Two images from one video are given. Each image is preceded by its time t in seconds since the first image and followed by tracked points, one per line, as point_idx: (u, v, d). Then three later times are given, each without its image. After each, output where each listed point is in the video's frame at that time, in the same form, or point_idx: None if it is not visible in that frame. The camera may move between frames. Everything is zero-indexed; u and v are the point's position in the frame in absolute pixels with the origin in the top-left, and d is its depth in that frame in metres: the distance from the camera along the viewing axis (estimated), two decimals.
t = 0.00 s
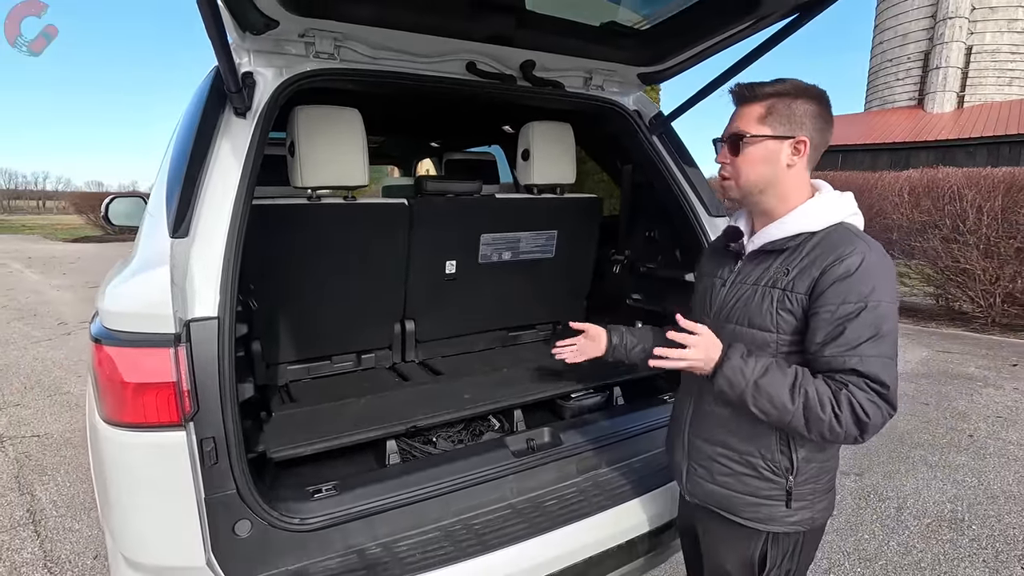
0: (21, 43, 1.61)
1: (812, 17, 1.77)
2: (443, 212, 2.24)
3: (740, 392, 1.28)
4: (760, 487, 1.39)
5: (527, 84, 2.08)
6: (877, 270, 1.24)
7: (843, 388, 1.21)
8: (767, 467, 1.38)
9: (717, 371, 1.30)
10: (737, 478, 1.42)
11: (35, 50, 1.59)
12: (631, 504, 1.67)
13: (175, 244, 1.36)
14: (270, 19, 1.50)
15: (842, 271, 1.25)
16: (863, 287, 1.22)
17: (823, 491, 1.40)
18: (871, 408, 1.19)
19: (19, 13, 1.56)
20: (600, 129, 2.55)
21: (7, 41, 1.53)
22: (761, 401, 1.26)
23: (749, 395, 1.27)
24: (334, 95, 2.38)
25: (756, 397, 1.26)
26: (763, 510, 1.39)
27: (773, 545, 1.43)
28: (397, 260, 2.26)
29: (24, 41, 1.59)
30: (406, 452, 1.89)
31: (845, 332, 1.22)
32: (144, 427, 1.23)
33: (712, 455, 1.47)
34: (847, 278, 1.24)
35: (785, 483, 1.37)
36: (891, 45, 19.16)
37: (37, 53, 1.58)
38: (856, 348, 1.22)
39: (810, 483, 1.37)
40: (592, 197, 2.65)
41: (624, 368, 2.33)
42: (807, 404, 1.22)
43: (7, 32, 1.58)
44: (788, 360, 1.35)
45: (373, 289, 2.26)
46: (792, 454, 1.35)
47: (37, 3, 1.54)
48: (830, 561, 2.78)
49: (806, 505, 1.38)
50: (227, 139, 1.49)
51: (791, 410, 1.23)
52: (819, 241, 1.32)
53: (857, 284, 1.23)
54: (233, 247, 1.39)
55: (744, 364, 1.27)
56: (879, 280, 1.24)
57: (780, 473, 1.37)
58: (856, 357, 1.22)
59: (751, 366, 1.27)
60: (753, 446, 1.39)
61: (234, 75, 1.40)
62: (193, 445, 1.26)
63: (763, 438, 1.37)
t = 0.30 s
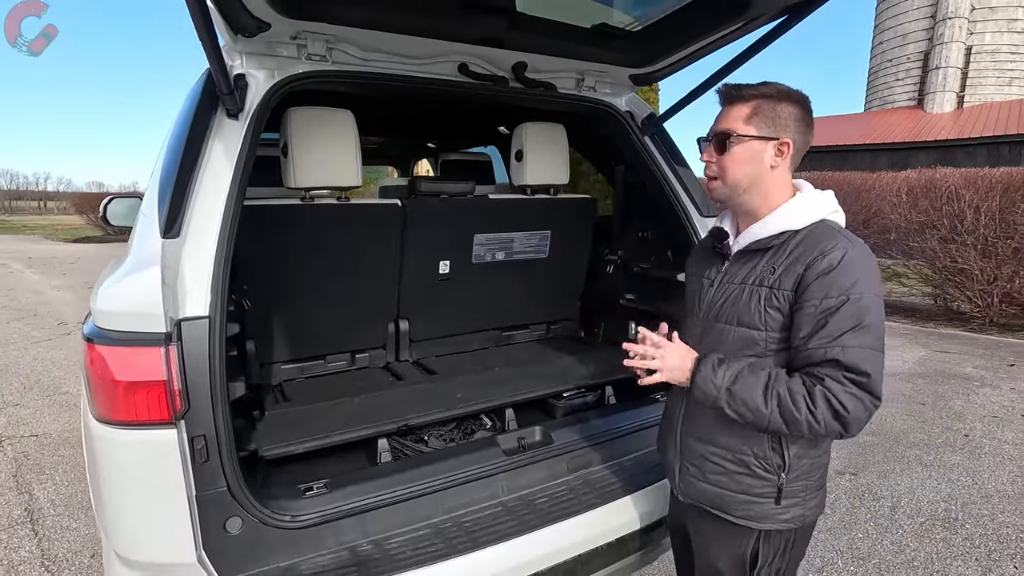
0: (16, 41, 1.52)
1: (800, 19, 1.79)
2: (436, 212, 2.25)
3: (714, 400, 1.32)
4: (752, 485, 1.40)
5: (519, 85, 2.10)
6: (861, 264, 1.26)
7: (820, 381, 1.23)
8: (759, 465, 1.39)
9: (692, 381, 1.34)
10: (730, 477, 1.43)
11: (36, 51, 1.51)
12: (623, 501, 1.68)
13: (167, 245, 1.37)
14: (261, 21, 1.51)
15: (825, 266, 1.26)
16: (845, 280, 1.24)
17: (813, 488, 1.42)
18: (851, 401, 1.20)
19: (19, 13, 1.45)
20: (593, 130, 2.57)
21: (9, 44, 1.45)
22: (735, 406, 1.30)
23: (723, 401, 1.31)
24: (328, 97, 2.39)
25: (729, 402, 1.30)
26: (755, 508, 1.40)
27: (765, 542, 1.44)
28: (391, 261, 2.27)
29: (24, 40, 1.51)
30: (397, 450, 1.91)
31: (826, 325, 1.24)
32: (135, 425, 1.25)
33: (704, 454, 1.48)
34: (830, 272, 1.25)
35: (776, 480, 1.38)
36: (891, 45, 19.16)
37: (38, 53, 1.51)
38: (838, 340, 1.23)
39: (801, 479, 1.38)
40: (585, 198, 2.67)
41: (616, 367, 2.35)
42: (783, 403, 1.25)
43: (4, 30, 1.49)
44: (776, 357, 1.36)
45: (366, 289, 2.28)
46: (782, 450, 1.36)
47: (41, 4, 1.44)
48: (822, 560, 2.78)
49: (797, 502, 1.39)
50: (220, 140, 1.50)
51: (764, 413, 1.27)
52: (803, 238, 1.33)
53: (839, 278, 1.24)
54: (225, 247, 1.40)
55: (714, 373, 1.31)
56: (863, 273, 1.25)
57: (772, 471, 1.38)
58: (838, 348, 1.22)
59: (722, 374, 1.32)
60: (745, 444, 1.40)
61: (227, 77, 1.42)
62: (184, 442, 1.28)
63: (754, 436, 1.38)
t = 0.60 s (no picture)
0: (17, 39, 1.52)
1: (790, 19, 1.80)
2: (431, 212, 2.27)
3: (729, 414, 1.32)
4: (764, 483, 1.41)
5: (512, 86, 2.12)
6: (865, 263, 1.29)
7: (834, 382, 1.25)
8: (770, 463, 1.40)
9: (704, 400, 1.35)
10: (742, 478, 1.42)
11: (36, 50, 1.51)
12: (615, 497, 1.70)
13: (160, 243, 1.39)
14: (255, 22, 1.53)
15: (835, 266, 1.28)
16: (855, 279, 1.26)
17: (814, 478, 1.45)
18: (863, 399, 1.24)
19: (19, 13, 1.45)
20: (587, 130, 2.59)
21: (9, 45, 1.44)
22: (750, 417, 1.31)
23: (737, 413, 1.31)
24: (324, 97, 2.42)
25: (745, 414, 1.31)
26: (767, 505, 1.41)
27: (773, 537, 1.46)
28: (385, 260, 2.29)
29: (23, 40, 1.50)
30: (391, 446, 1.93)
31: (839, 324, 1.26)
32: (129, 420, 1.27)
33: (713, 457, 1.46)
34: (840, 273, 1.27)
35: (787, 476, 1.40)
36: (891, 45, 19.15)
37: (38, 53, 1.50)
38: (849, 338, 1.25)
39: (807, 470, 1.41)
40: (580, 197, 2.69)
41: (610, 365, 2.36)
42: (797, 410, 1.27)
43: (4, 28, 1.49)
44: (785, 357, 1.37)
45: (361, 288, 2.30)
46: (793, 447, 1.38)
47: (41, 4, 1.43)
48: (816, 558, 2.79)
49: (803, 493, 1.42)
50: (214, 139, 1.52)
51: (779, 420, 1.28)
52: (807, 239, 1.35)
53: (849, 278, 1.27)
54: (218, 245, 1.42)
55: (726, 388, 1.32)
56: (869, 272, 1.28)
57: (783, 467, 1.39)
58: (850, 345, 1.25)
59: (733, 387, 1.31)
60: (755, 444, 1.40)
61: (221, 78, 1.43)
62: (178, 438, 1.30)
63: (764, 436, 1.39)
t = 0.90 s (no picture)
0: (17, 39, 1.54)
1: (782, 22, 1.82)
2: (429, 212, 2.30)
3: (753, 416, 1.32)
4: (776, 479, 1.43)
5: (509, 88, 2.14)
6: (858, 259, 1.35)
7: (847, 375, 1.29)
8: (782, 458, 1.42)
9: (727, 404, 1.33)
10: (755, 477, 1.43)
11: (36, 50, 1.52)
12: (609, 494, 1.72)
13: (160, 243, 1.42)
14: (253, 26, 1.55)
15: (835, 262, 1.33)
16: (855, 275, 1.32)
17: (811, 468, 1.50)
18: (873, 387, 1.29)
19: (19, 13, 1.46)
20: (584, 132, 2.61)
21: (8, 45, 1.46)
22: (773, 416, 1.31)
23: (761, 415, 1.32)
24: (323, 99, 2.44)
25: (768, 414, 1.31)
26: (778, 500, 1.43)
27: (778, 531, 1.49)
28: (383, 261, 2.32)
29: (23, 40, 1.52)
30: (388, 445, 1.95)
31: (845, 318, 1.30)
32: (128, 418, 1.29)
33: (726, 458, 1.45)
34: (842, 269, 1.32)
35: (796, 469, 1.44)
36: (892, 46, 19.15)
37: (37, 52, 1.51)
38: (855, 331, 1.31)
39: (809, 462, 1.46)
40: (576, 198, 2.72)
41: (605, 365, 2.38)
42: (816, 405, 1.29)
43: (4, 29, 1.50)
44: (790, 352, 1.39)
45: (360, 288, 2.32)
46: (799, 439, 1.42)
47: (40, 4, 1.44)
48: (812, 556, 2.79)
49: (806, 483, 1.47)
50: (212, 141, 1.54)
51: (800, 417, 1.30)
52: (802, 237, 1.39)
53: (849, 273, 1.32)
54: (216, 246, 1.44)
55: (749, 391, 1.31)
56: (862, 268, 1.34)
57: (792, 461, 1.43)
58: (857, 339, 1.30)
59: (756, 389, 1.31)
60: (767, 441, 1.42)
61: (219, 82, 1.45)
62: (177, 435, 1.32)
63: (774, 432, 1.41)
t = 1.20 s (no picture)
0: (17, 39, 1.54)
1: (778, 24, 1.83)
2: (427, 212, 2.31)
3: (757, 416, 1.33)
4: (780, 477, 1.45)
5: (507, 89, 2.15)
6: (853, 258, 1.36)
7: (848, 373, 1.30)
8: (785, 457, 1.44)
9: (732, 405, 1.34)
10: (761, 477, 1.45)
11: (36, 50, 1.53)
12: (611, 491, 1.73)
13: (160, 244, 1.43)
14: (252, 28, 1.57)
15: (830, 262, 1.34)
16: (851, 274, 1.33)
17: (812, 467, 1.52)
18: (873, 384, 1.31)
19: (19, 13, 1.47)
20: (582, 133, 2.63)
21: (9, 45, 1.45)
22: (777, 416, 1.32)
23: (766, 415, 1.33)
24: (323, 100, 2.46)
25: (772, 414, 1.32)
26: (782, 499, 1.45)
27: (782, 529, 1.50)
28: (382, 261, 2.33)
29: (23, 40, 1.53)
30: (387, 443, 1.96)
31: (843, 316, 1.32)
32: (129, 416, 1.30)
33: (732, 459, 1.46)
34: (838, 269, 1.33)
35: (800, 468, 1.45)
36: (892, 46, 19.16)
37: (38, 53, 1.51)
38: (854, 329, 1.32)
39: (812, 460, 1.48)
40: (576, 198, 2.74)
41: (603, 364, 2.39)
42: (819, 403, 1.30)
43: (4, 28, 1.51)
44: (790, 352, 1.40)
45: (359, 288, 2.33)
46: (803, 438, 1.44)
47: (41, 4, 1.45)
48: (809, 556, 2.79)
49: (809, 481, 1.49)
50: (213, 142, 1.56)
51: (804, 416, 1.31)
52: (797, 237, 1.40)
53: (845, 272, 1.33)
54: (216, 246, 1.45)
55: (754, 392, 1.32)
56: (858, 266, 1.36)
57: (795, 459, 1.45)
58: (856, 336, 1.32)
59: (761, 389, 1.32)
60: (770, 441, 1.44)
61: (218, 83, 1.47)
62: (177, 433, 1.33)
63: (778, 432, 1.43)
